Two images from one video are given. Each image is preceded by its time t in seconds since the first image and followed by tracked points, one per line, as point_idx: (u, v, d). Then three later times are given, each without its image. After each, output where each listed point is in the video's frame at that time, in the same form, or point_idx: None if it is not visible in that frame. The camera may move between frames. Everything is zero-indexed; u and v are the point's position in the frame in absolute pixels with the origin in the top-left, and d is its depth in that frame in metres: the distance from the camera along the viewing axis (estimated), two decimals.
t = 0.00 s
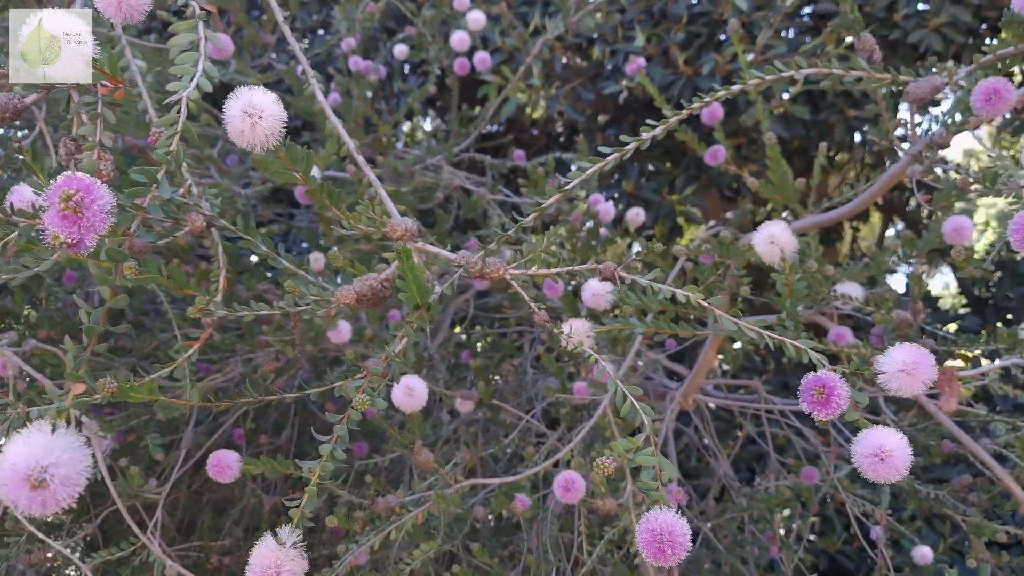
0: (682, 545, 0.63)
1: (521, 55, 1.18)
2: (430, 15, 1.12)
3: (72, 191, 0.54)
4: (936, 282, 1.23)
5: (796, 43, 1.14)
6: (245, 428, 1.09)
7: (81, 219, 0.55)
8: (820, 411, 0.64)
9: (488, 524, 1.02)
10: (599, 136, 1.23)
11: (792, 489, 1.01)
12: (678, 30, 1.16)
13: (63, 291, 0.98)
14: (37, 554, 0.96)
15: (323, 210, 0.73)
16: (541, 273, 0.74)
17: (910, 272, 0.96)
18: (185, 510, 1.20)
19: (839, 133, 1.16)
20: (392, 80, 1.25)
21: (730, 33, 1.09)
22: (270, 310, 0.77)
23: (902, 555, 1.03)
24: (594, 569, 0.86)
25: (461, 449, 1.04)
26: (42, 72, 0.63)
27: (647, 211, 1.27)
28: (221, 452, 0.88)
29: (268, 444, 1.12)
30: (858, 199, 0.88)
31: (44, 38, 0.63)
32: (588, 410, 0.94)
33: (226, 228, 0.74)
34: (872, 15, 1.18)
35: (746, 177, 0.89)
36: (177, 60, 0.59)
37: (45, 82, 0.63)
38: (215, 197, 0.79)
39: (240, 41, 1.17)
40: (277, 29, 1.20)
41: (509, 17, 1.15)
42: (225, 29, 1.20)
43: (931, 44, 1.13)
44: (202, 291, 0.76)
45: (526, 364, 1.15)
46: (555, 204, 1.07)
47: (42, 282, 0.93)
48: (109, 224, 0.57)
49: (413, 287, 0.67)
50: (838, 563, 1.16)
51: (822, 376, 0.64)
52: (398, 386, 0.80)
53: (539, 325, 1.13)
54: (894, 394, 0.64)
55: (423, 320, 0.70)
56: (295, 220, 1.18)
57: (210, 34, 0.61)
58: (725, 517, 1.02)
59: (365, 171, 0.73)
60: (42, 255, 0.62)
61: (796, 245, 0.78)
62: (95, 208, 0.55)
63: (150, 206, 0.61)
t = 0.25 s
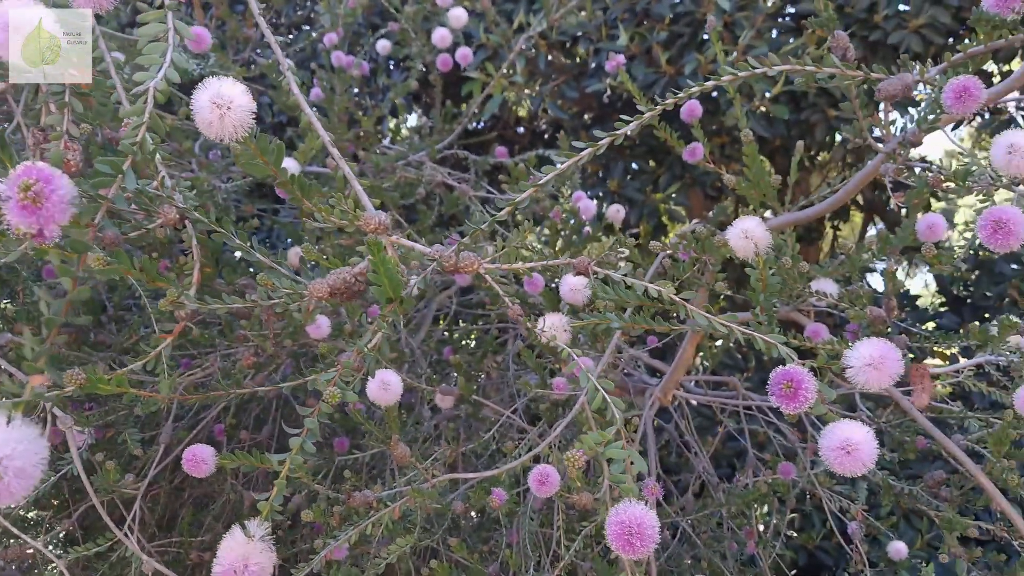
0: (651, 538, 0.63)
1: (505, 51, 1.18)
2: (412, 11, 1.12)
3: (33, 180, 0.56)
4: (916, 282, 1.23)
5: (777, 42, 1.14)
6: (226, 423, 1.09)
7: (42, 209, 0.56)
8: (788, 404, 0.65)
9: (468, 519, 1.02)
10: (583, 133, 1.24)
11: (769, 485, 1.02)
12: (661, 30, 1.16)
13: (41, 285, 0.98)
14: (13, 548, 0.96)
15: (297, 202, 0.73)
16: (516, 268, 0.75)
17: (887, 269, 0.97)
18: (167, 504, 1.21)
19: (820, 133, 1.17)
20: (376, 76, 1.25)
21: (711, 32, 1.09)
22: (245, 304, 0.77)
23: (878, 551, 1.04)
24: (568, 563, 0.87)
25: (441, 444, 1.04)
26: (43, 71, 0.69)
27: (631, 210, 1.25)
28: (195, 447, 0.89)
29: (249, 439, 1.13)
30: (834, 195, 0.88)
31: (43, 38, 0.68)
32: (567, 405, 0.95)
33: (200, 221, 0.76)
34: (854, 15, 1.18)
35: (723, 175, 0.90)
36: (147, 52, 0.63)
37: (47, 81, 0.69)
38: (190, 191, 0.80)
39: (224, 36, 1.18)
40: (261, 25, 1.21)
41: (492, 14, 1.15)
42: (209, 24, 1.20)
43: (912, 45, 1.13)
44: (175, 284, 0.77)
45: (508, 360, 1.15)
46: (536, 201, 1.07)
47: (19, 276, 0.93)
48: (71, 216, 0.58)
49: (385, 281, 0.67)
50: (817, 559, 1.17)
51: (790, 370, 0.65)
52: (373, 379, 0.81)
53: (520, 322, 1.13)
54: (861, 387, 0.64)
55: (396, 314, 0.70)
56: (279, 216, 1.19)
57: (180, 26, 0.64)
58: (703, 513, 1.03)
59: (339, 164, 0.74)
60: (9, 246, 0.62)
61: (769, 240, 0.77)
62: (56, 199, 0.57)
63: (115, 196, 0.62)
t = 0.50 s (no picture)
0: (623, 531, 0.63)
1: (487, 48, 1.18)
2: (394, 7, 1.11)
3: None
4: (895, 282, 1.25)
5: (758, 40, 1.14)
6: (204, 418, 1.09)
7: None
8: (759, 398, 0.65)
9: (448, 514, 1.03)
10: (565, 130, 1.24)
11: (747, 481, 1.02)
12: (643, 28, 1.16)
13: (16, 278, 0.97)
14: None
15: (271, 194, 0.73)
16: (492, 261, 0.75)
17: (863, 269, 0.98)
18: (146, 500, 1.20)
19: (800, 132, 1.17)
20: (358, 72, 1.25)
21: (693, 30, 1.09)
22: (220, 297, 0.77)
23: (855, 547, 1.05)
24: (545, 558, 0.88)
25: (421, 440, 1.04)
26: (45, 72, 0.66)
27: (616, 209, 1.22)
28: (170, 441, 0.88)
29: (228, 434, 1.12)
30: (811, 191, 0.88)
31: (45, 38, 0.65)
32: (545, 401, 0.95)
33: (174, 213, 0.76)
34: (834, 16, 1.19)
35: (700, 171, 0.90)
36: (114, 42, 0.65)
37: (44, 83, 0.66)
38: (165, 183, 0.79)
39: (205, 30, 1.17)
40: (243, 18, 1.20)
41: (475, 10, 1.15)
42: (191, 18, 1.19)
43: (891, 45, 1.14)
44: (150, 277, 0.77)
45: (489, 355, 1.15)
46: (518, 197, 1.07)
47: None
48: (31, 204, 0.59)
49: (359, 274, 0.67)
50: (795, 555, 1.18)
51: (762, 364, 0.65)
52: (349, 373, 0.81)
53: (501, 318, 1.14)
54: (831, 381, 0.65)
55: (370, 307, 0.70)
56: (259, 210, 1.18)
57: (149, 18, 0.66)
58: (682, 508, 1.03)
59: (315, 156, 0.73)
60: None
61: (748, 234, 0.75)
62: (14, 186, 0.57)
63: (80, 185, 0.63)
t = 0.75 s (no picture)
0: (598, 524, 0.62)
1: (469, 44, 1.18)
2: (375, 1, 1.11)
3: None
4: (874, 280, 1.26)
5: (740, 38, 1.14)
6: (183, 414, 1.08)
7: None
8: (734, 391, 0.65)
9: (427, 510, 1.02)
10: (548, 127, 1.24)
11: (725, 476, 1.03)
12: (626, 25, 1.16)
13: None
14: None
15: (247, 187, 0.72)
16: (467, 254, 0.75)
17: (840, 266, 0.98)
18: (122, 496, 1.19)
19: (781, 130, 1.18)
20: (341, 67, 1.25)
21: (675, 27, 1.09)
22: (194, 290, 0.76)
23: (832, 542, 1.06)
24: (524, 553, 0.88)
25: (400, 435, 1.04)
26: (43, 71, 0.64)
27: (599, 206, 1.21)
28: (146, 436, 0.87)
29: (207, 429, 1.12)
30: (789, 188, 0.88)
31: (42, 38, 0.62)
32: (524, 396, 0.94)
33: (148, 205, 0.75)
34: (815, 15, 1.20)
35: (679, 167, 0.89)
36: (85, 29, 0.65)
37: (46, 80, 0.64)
38: (141, 175, 0.79)
39: (185, 23, 1.17)
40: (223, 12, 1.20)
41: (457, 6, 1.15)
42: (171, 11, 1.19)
43: (871, 44, 1.15)
44: (123, 270, 0.76)
45: (470, 352, 1.15)
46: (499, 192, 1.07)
47: None
48: None
49: (334, 267, 0.66)
50: (775, 550, 1.19)
51: (736, 357, 0.64)
52: (326, 368, 0.79)
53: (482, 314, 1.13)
54: (805, 374, 0.65)
55: (346, 301, 0.70)
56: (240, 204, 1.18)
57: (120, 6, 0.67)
58: (661, 504, 1.03)
59: (291, 150, 0.73)
60: None
61: (729, 230, 0.74)
62: None
63: (47, 176, 0.62)
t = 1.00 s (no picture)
0: (572, 518, 0.62)
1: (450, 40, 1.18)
2: None
3: None
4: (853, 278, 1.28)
5: (720, 36, 1.15)
6: (158, 410, 1.07)
7: None
8: (709, 385, 0.65)
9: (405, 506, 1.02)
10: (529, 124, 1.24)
11: (702, 472, 1.03)
12: (607, 22, 1.16)
13: None
14: None
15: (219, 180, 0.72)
16: (443, 249, 0.74)
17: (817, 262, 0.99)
18: (97, 493, 1.18)
19: (760, 129, 1.19)
20: (321, 62, 1.24)
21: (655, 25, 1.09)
22: (167, 284, 0.76)
23: (808, 537, 1.06)
24: (501, 548, 0.88)
25: (378, 431, 1.04)
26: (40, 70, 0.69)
27: (579, 203, 1.21)
28: (119, 431, 0.86)
29: (183, 426, 1.11)
30: (766, 186, 0.89)
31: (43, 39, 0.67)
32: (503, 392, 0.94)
33: (120, 197, 0.74)
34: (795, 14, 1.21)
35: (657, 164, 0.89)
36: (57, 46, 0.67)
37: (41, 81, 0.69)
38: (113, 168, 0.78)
39: (162, 15, 1.16)
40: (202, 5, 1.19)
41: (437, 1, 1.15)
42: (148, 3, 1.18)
43: (849, 44, 1.16)
44: (94, 263, 0.75)
45: (449, 348, 1.15)
46: (479, 188, 1.07)
47: None
48: None
49: (308, 260, 0.66)
50: (752, 546, 1.20)
51: (711, 351, 0.65)
52: (302, 363, 0.79)
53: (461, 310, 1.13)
54: (778, 368, 0.65)
55: (321, 295, 0.69)
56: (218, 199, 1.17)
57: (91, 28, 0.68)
58: (639, 499, 1.03)
59: (265, 143, 0.73)
60: None
61: (705, 225, 0.75)
62: None
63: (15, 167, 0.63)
